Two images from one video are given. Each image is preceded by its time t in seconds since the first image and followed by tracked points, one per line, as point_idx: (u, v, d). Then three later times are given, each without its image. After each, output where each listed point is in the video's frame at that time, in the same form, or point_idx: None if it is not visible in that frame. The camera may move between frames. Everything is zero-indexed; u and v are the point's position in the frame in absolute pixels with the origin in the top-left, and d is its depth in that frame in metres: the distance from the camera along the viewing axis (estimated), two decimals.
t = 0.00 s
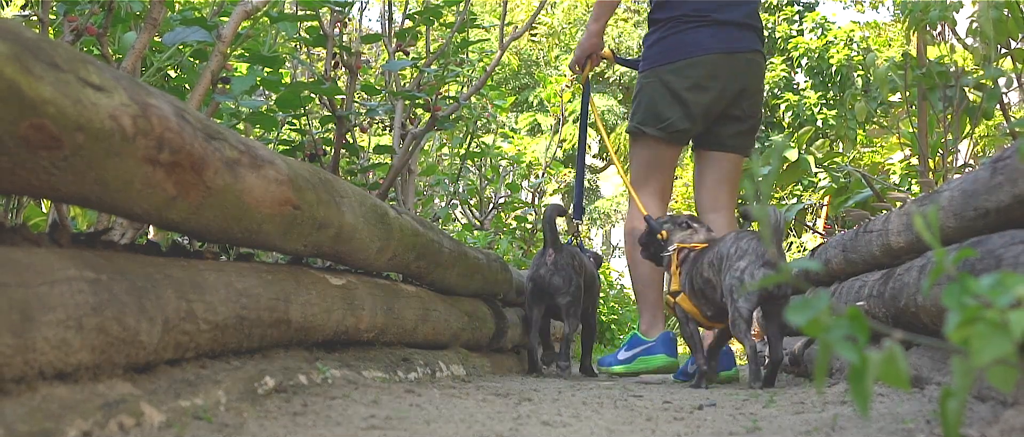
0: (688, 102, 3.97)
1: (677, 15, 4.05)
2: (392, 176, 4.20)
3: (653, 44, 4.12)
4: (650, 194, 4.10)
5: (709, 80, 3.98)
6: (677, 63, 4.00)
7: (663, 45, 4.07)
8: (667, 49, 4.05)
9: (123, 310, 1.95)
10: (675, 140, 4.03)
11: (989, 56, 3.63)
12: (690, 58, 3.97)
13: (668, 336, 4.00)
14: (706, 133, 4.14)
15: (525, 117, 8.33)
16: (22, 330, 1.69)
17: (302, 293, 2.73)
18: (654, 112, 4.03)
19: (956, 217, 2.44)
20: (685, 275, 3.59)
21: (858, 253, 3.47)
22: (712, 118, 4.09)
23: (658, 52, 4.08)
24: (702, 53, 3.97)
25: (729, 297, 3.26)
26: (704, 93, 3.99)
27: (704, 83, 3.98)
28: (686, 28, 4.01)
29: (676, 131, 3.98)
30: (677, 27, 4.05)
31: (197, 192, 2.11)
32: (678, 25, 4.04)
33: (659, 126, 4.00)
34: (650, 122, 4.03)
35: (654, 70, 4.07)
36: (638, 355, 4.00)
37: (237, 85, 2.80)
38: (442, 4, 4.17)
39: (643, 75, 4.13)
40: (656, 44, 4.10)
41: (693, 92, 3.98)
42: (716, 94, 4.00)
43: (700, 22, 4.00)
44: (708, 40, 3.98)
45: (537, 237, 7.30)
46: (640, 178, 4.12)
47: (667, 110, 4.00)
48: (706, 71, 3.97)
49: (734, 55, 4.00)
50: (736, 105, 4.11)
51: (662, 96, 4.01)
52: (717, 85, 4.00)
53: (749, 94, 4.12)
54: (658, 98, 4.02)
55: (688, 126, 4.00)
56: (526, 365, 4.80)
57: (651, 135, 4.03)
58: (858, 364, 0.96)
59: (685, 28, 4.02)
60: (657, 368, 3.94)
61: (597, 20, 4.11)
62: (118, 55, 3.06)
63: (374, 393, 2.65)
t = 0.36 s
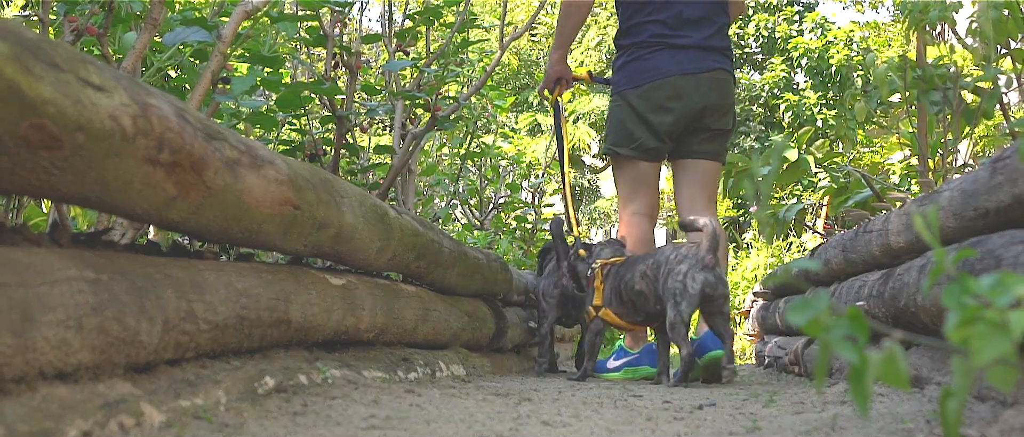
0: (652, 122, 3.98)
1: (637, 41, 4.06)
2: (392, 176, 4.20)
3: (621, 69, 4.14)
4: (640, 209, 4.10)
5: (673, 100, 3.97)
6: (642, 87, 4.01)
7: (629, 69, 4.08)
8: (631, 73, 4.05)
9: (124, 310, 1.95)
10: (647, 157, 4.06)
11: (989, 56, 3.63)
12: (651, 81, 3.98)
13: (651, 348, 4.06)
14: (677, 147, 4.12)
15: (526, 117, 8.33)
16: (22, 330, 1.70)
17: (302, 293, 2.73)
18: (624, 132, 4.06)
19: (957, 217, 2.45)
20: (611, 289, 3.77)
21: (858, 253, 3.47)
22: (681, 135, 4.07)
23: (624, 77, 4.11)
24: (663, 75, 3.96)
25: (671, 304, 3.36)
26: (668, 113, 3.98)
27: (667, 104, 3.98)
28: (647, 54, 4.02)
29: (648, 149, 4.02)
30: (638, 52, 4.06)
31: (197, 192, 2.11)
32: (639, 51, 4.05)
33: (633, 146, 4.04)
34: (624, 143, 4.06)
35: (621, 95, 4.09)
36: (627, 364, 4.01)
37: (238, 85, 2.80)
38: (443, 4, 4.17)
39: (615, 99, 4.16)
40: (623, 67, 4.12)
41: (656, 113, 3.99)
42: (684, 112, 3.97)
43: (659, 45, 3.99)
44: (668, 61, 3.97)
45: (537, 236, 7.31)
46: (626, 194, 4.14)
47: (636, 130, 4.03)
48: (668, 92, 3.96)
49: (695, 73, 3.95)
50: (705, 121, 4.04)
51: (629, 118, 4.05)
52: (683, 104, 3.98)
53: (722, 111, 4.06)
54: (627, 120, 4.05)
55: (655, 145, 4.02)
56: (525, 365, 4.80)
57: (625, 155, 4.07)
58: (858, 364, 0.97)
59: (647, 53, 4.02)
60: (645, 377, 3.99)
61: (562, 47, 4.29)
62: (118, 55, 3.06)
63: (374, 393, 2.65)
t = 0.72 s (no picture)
0: (635, 126, 3.95)
1: (618, 47, 4.02)
2: (392, 176, 4.20)
3: (600, 74, 4.11)
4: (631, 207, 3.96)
5: (653, 107, 3.97)
6: (625, 92, 3.97)
7: (609, 74, 4.05)
8: (614, 78, 4.02)
9: (124, 310, 1.95)
10: (632, 154, 3.98)
11: (989, 57, 3.63)
12: (634, 86, 3.96)
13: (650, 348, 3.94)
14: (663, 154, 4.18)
15: (526, 117, 8.33)
16: (21, 330, 1.70)
17: (302, 293, 2.73)
18: (607, 133, 3.99)
19: (957, 217, 2.45)
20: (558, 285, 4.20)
21: (859, 253, 3.47)
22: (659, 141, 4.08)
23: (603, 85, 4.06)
24: (646, 81, 3.95)
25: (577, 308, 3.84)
26: (648, 119, 3.97)
27: (648, 109, 3.97)
28: (629, 61, 3.99)
29: (636, 147, 3.97)
30: (618, 59, 4.03)
31: (197, 192, 2.11)
32: (620, 58, 4.02)
33: (619, 146, 3.97)
34: (608, 145, 3.99)
35: (603, 100, 4.04)
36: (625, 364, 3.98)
37: (238, 84, 2.80)
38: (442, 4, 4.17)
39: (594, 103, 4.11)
40: (603, 73, 4.08)
41: (638, 118, 3.96)
42: (663, 118, 3.99)
43: (642, 52, 3.98)
44: (650, 68, 3.97)
45: (537, 237, 7.31)
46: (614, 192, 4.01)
47: (618, 132, 3.98)
48: (649, 98, 3.96)
49: (676, 81, 3.97)
50: (682, 127, 4.08)
51: (611, 120, 3.99)
52: (663, 111, 3.99)
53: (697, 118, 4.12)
54: (609, 123, 4.00)
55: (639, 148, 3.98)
56: (525, 364, 4.80)
57: (613, 156, 3.99)
58: (858, 364, 0.96)
59: (628, 59, 4.00)
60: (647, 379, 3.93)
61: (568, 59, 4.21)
62: (118, 55, 3.05)
63: (374, 393, 2.65)
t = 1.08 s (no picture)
0: (648, 131, 3.98)
1: (636, 54, 4.06)
2: (392, 176, 4.20)
3: (613, 79, 4.13)
4: (637, 204, 3.95)
5: (665, 115, 4.02)
6: (639, 97, 4.01)
7: (623, 79, 4.08)
8: (627, 84, 4.06)
9: (124, 310, 1.95)
10: (643, 157, 4.01)
11: (988, 57, 3.64)
12: (649, 94, 4.01)
13: (649, 347, 3.92)
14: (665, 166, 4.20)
15: (526, 116, 8.32)
16: (21, 330, 1.70)
17: (302, 293, 2.73)
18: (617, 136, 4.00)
19: (957, 217, 2.45)
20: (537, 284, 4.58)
21: (858, 253, 3.47)
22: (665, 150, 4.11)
23: (616, 89, 4.09)
24: (661, 89, 4.01)
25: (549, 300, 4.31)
26: (659, 127, 4.02)
27: (659, 118, 4.01)
28: (645, 68, 4.04)
29: (646, 151, 4.00)
30: (634, 66, 4.07)
31: (197, 192, 2.11)
32: (636, 65, 4.06)
33: (630, 147, 3.98)
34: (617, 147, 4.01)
35: (615, 103, 4.06)
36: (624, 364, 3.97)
37: (238, 85, 2.80)
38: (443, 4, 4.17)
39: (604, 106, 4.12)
40: (616, 78, 4.11)
41: (649, 126, 4.00)
42: (672, 129, 4.04)
43: (658, 62, 4.04)
44: (664, 78, 4.02)
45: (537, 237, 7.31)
46: (619, 192, 4.00)
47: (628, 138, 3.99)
48: (661, 107, 4.01)
49: (688, 92, 4.04)
50: (687, 141, 4.12)
51: (622, 125, 4.01)
52: (673, 121, 4.04)
53: (700, 131, 4.16)
54: (619, 127, 4.01)
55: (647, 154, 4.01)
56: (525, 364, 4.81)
57: (622, 157, 4.00)
58: (858, 364, 0.96)
59: (644, 68, 4.04)
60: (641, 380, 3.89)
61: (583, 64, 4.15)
62: (118, 55, 3.05)
63: (374, 393, 2.65)
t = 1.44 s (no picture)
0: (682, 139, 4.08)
1: (678, 58, 4.08)
2: (392, 176, 4.20)
3: (647, 82, 4.14)
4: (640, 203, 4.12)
5: (697, 121, 4.12)
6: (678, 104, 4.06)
7: (658, 84, 4.10)
8: (665, 89, 4.08)
9: (124, 310, 1.95)
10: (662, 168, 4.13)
11: (989, 57, 3.63)
12: (688, 100, 4.06)
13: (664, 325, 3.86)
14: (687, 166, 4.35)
15: (526, 117, 8.32)
16: (21, 330, 1.69)
17: (302, 293, 2.73)
18: (649, 140, 4.05)
19: (957, 217, 2.45)
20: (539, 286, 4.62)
21: (858, 253, 3.47)
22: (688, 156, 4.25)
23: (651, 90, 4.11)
24: (699, 96, 4.07)
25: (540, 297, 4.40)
26: (690, 133, 4.12)
27: (692, 123, 4.11)
28: (684, 73, 4.07)
29: (666, 161, 4.10)
30: (675, 70, 4.09)
31: (197, 192, 2.11)
32: (677, 69, 4.08)
33: (653, 156, 4.06)
34: (643, 151, 4.06)
35: (651, 106, 4.07)
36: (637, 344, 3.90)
37: (238, 85, 2.80)
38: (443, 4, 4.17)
39: (633, 108, 4.12)
40: (651, 81, 4.12)
41: (683, 131, 4.09)
42: (701, 134, 4.16)
43: (695, 68, 4.09)
44: (702, 83, 4.08)
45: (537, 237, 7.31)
46: (623, 190, 4.07)
47: (662, 143, 4.06)
48: (696, 113, 4.10)
49: (718, 99, 4.14)
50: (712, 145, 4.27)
51: (657, 129, 4.06)
52: (702, 126, 4.16)
53: (709, 134, 4.21)
54: (653, 131, 4.06)
55: (673, 160, 4.14)
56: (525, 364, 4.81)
57: (640, 163, 4.06)
58: (858, 364, 0.96)
59: (684, 73, 4.08)
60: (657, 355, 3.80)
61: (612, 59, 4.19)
62: (118, 55, 3.05)
63: (374, 393, 2.65)
